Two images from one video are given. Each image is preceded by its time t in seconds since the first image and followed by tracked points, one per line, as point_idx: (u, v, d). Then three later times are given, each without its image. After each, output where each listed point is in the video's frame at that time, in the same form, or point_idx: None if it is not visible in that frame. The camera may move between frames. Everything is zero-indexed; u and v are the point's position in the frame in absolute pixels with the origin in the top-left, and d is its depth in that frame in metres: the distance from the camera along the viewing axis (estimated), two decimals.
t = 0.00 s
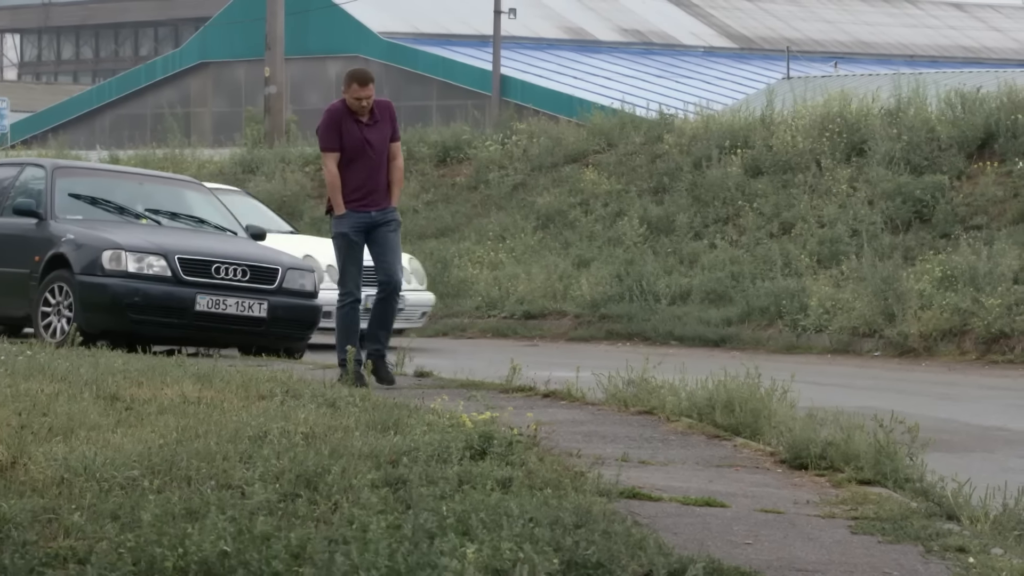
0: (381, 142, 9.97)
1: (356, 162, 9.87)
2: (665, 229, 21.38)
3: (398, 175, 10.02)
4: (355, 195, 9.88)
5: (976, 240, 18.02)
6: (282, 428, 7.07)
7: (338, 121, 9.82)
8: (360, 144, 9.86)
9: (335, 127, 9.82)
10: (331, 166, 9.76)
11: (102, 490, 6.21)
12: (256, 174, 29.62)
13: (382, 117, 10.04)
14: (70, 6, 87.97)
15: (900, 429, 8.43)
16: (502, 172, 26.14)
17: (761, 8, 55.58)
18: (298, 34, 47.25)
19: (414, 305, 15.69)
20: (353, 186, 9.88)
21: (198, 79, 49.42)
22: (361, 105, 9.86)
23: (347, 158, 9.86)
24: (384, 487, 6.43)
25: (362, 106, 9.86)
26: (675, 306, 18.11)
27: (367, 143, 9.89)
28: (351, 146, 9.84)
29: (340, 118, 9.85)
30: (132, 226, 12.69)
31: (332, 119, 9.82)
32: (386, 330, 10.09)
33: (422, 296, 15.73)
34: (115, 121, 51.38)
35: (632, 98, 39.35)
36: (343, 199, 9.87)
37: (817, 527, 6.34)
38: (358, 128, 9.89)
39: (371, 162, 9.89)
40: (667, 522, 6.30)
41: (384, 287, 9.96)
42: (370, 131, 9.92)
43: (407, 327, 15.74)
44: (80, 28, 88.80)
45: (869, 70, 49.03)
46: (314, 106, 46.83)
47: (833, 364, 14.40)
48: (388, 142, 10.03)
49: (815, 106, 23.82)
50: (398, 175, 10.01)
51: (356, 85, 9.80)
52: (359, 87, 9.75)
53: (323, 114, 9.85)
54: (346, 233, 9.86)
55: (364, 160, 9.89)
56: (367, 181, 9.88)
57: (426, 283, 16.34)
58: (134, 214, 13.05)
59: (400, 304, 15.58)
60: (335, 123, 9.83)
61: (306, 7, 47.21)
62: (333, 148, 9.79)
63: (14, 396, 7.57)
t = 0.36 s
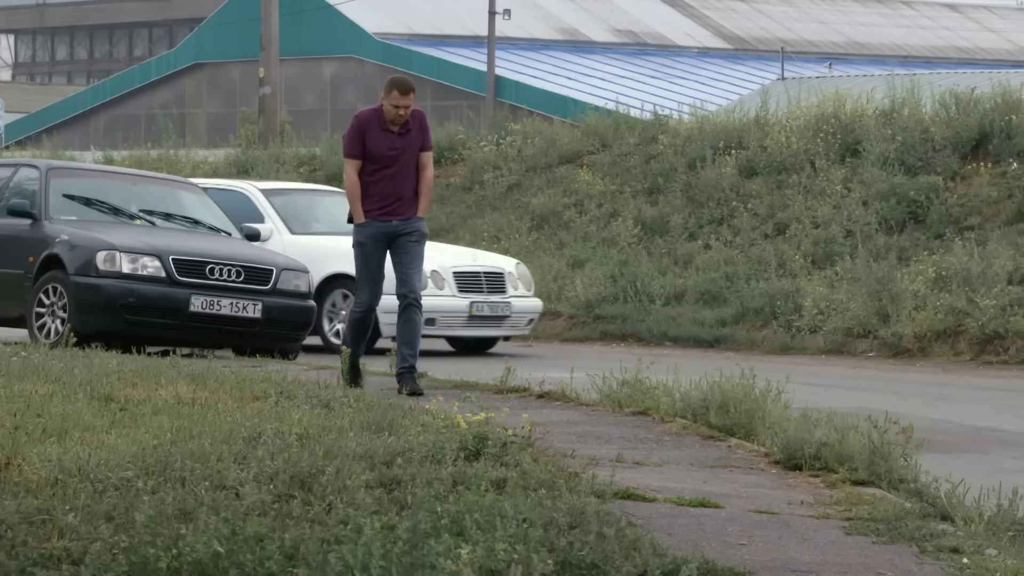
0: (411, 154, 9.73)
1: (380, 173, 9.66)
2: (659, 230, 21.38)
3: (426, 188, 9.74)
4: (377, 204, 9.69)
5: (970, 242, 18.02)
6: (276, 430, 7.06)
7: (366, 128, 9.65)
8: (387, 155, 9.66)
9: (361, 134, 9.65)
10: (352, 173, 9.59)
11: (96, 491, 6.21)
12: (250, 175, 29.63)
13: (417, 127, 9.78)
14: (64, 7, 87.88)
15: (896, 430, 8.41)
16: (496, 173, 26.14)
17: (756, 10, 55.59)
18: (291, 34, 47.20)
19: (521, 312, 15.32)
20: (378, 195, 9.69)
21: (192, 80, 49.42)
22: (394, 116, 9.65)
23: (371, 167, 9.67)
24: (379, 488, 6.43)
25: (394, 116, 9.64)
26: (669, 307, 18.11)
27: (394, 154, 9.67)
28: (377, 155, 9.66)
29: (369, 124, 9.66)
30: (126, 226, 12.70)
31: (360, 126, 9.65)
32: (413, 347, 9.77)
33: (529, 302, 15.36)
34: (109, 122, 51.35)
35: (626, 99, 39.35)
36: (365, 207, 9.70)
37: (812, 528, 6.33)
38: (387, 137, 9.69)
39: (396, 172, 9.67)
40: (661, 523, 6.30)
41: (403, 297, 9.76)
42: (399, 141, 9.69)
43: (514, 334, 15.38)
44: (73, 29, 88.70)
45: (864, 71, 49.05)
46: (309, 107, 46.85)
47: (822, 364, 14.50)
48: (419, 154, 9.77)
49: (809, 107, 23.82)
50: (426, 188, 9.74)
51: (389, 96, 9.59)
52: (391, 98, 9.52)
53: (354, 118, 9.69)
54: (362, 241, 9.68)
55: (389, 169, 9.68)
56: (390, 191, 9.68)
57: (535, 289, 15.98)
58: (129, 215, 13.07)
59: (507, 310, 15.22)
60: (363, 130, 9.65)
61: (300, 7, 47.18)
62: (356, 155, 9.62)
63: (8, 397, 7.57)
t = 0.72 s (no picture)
0: (419, 147, 9.63)
1: (387, 166, 9.58)
2: (646, 232, 21.39)
3: (437, 181, 9.65)
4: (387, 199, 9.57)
5: (955, 243, 18.05)
6: (262, 431, 7.05)
7: (372, 122, 9.60)
8: (394, 148, 9.57)
9: (366, 128, 9.61)
10: (359, 167, 9.52)
11: (82, 493, 6.21)
12: (237, 176, 29.65)
13: (426, 123, 9.70)
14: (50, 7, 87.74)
15: (882, 431, 8.41)
16: (483, 174, 26.14)
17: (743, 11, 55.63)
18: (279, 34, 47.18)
19: (604, 318, 14.87)
20: (388, 189, 9.57)
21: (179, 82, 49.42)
22: (398, 107, 9.59)
23: (378, 161, 9.58)
24: (364, 489, 6.43)
25: (399, 110, 9.58)
26: (656, 309, 18.11)
27: (400, 147, 9.58)
28: (384, 148, 9.57)
29: (374, 119, 9.61)
30: (112, 228, 12.67)
31: (364, 120, 9.61)
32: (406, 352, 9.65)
33: (612, 309, 14.90)
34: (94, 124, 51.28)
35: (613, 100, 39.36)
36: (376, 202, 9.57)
37: (797, 529, 6.34)
38: (395, 132, 9.61)
39: (406, 166, 9.58)
40: (647, 524, 6.30)
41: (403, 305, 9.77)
42: (405, 133, 9.60)
43: (597, 341, 14.91)
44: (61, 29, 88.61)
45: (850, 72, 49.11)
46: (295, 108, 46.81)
47: (805, 365, 14.58)
48: (427, 147, 9.68)
49: (795, 109, 23.83)
50: (437, 182, 9.65)
51: (391, 87, 9.54)
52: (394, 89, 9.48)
53: (360, 113, 9.65)
54: (377, 234, 9.52)
55: (398, 163, 9.58)
56: (400, 186, 9.57)
57: (619, 293, 15.50)
58: (114, 216, 13.03)
59: (590, 316, 14.75)
60: (369, 125, 9.61)
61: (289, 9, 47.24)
62: (363, 149, 9.56)
63: None
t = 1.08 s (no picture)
0: (413, 145, 9.46)
1: (383, 168, 9.40)
2: (623, 233, 21.41)
3: (433, 179, 9.50)
4: (385, 202, 9.41)
5: (933, 245, 18.13)
6: (239, 433, 7.04)
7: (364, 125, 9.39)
8: (389, 150, 9.39)
9: (359, 131, 9.39)
10: (356, 172, 9.32)
11: (58, 495, 6.20)
12: (214, 178, 29.70)
13: (417, 120, 9.52)
14: (26, 10, 87.76)
15: (857, 433, 8.41)
16: (460, 176, 26.20)
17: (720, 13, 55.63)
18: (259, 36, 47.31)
19: (664, 324, 13.99)
20: (385, 192, 9.40)
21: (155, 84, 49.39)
22: (389, 107, 9.38)
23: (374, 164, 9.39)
24: (342, 491, 6.42)
25: (390, 110, 9.38)
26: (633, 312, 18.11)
27: (396, 147, 9.40)
28: (379, 150, 9.38)
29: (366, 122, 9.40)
30: (87, 230, 12.67)
31: (356, 123, 9.39)
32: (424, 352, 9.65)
33: (673, 314, 14.01)
34: (71, 126, 51.59)
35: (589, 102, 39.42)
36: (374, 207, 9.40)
37: (772, 530, 6.34)
38: (388, 133, 9.42)
39: (403, 167, 9.40)
40: (623, 526, 6.30)
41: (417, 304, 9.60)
42: (398, 133, 9.43)
43: (658, 348, 14.06)
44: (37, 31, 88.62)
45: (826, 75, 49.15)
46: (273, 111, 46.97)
47: (783, 368, 14.57)
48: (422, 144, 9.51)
49: (772, 111, 23.90)
50: (434, 179, 9.50)
51: (379, 88, 9.34)
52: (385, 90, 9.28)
53: (350, 117, 9.43)
54: (377, 240, 9.36)
55: (394, 165, 9.39)
56: (399, 187, 9.40)
57: (683, 297, 14.57)
58: (91, 218, 13.03)
59: (650, 323, 13.89)
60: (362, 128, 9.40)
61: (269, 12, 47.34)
62: (358, 153, 9.35)
63: None
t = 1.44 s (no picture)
0: (407, 155, 9.12)
1: (375, 177, 9.10)
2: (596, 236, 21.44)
3: (428, 191, 9.14)
4: (374, 211, 9.10)
5: (906, 248, 18.26)
6: (212, 436, 7.03)
7: (360, 130, 9.11)
8: (381, 157, 9.07)
9: (354, 138, 9.11)
10: (347, 180, 9.04)
11: (31, 499, 6.18)
12: (188, 182, 29.71)
13: (416, 129, 9.17)
14: None
15: (832, 436, 8.41)
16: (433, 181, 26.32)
17: (694, 16, 55.60)
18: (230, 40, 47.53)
19: (709, 330, 13.37)
20: (375, 201, 9.09)
21: (128, 86, 49.85)
22: (386, 113, 9.06)
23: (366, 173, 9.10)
24: (315, 495, 6.41)
25: (386, 117, 9.07)
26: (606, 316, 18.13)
27: (388, 156, 9.08)
28: (372, 158, 9.09)
29: (363, 126, 9.11)
30: (61, 233, 12.66)
31: (351, 130, 9.11)
32: (408, 362, 9.01)
33: (717, 320, 13.38)
34: (45, 128, 52.24)
35: (563, 105, 39.56)
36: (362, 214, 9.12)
37: (746, 534, 6.34)
38: (383, 140, 9.11)
39: (394, 176, 9.07)
40: (597, 530, 6.30)
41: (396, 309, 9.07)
42: (394, 142, 9.10)
43: (703, 354, 13.42)
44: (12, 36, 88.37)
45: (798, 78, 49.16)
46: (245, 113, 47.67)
47: (759, 372, 14.56)
48: (418, 154, 9.16)
49: (746, 114, 23.95)
50: (428, 190, 9.14)
51: (376, 93, 9.03)
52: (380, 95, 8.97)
53: (347, 121, 9.17)
54: (360, 250, 9.12)
55: (386, 173, 9.08)
56: (389, 197, 9.08)
57: (732, 303, 13.91)
58: (64, 222, 12.99)
59: (694, 328, 13.25)
60: (357, 134, 9.11)
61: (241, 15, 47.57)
62: (350, 161, 9.08)
63: None
